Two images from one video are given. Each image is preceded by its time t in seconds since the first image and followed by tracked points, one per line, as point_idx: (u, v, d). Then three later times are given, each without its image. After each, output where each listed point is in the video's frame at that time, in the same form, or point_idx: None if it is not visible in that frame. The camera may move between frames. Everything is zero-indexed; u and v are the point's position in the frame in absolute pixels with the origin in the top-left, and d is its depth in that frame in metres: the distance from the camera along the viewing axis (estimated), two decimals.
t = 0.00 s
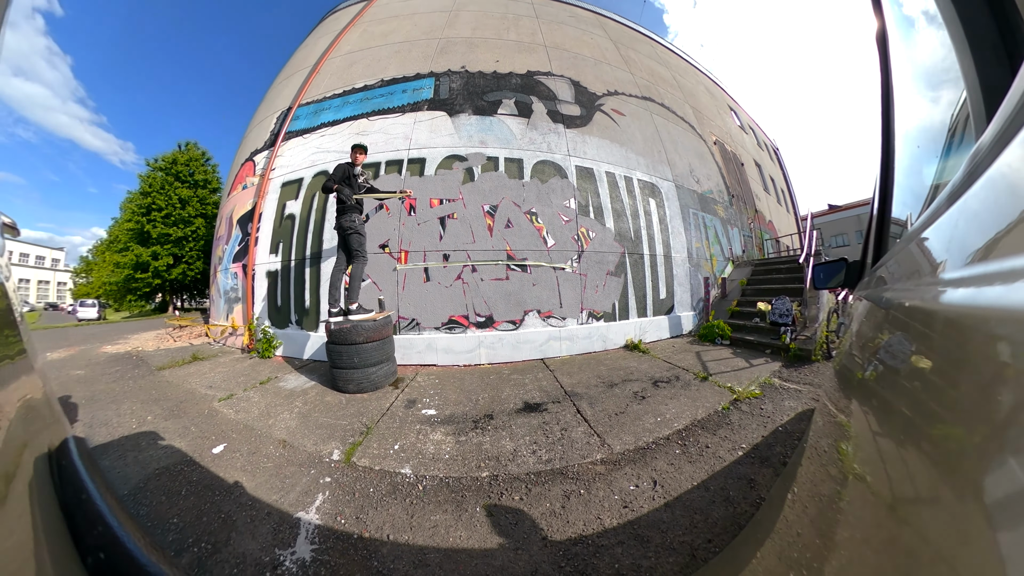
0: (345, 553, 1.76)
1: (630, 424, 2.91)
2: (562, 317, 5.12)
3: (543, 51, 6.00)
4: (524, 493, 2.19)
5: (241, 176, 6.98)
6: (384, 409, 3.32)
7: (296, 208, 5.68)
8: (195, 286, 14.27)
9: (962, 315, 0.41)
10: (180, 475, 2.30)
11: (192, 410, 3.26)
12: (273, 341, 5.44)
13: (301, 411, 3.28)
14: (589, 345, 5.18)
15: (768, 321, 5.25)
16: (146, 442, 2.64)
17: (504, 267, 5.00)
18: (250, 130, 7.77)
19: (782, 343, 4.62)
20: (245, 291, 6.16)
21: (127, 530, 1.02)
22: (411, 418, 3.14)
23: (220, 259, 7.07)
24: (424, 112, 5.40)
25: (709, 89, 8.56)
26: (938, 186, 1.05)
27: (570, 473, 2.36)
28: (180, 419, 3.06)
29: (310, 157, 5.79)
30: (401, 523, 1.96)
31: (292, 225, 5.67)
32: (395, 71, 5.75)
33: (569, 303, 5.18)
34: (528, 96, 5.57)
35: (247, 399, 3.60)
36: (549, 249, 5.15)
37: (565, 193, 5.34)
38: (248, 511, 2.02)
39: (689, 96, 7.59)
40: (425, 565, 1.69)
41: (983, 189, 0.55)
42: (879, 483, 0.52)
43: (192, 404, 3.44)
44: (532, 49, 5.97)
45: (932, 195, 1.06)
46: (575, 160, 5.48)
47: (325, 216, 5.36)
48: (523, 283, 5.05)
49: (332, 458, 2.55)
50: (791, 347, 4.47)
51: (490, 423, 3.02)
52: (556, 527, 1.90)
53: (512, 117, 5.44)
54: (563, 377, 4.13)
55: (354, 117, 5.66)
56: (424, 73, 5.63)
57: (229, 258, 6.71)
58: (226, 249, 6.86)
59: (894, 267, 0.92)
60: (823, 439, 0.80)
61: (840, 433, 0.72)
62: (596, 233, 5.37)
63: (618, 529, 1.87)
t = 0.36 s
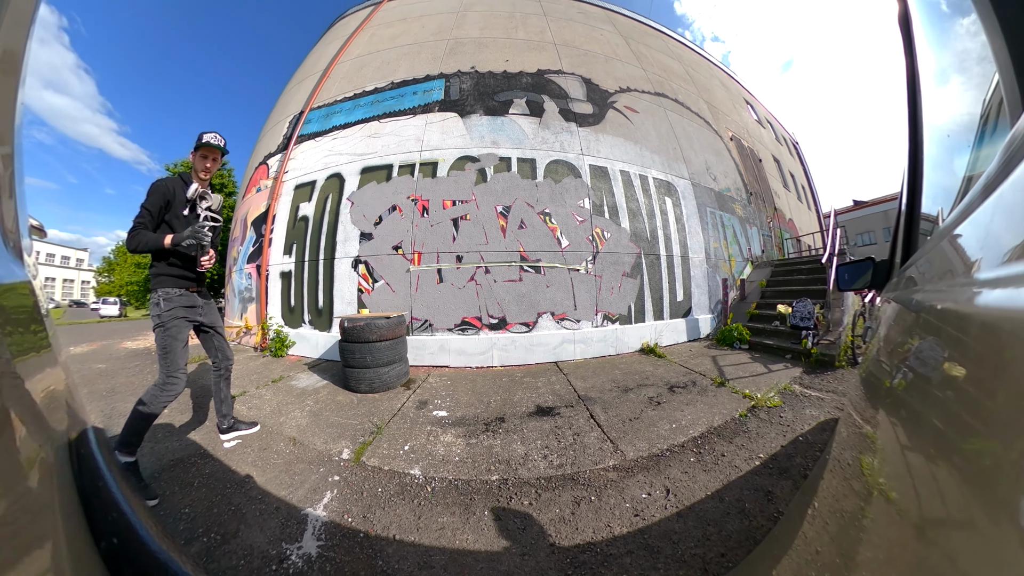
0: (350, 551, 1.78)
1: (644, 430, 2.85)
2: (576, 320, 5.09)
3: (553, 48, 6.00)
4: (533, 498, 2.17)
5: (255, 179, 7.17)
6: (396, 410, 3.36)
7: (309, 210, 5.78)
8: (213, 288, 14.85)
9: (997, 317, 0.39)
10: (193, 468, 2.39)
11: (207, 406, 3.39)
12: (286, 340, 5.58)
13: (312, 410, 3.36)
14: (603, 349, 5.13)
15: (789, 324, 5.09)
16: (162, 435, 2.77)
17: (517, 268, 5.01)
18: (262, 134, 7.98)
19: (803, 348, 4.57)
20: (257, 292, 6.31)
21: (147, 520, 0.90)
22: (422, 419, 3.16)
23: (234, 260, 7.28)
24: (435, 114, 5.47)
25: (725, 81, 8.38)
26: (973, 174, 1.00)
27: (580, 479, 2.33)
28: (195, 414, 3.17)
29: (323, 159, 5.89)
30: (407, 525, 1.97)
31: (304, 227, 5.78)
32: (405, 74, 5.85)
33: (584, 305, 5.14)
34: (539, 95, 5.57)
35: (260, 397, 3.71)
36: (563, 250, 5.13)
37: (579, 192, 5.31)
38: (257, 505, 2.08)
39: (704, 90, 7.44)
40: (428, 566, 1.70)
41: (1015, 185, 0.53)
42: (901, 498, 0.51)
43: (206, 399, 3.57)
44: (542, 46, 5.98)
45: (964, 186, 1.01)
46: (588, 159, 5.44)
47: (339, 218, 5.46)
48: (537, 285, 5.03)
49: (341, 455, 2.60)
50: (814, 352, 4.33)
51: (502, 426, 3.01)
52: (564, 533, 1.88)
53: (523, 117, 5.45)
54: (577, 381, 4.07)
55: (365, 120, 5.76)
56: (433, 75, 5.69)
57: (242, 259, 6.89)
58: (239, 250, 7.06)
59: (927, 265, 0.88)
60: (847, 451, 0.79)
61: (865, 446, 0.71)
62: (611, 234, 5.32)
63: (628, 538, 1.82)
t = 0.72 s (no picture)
0: (356, 549, 1.80)
1: (659, 437, 2.78)
2: (590, 322, 5.03)
3: (562, 46, 6.00)
4: (542, 503, 2.14)
5: (268, 182, 7.35)
6: (407, 411, 3.38)
7: (323, 212, 5.89)
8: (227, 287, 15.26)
9: None
10: (204, 462, 2.46)
11: (220, 401, 3.50)
12: (298, 339, 5.70)
13: (323, 408, 3.43)
14: (619, 352, 5.05)
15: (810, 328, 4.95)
16: (176, 429, 2.87)
17: (530, 270, 4.98)
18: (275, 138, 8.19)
19: (826, 353, 4.34)
20: (271, 292, 6.46)
21: (159, 504, 0.92)
22: (433, 420, 3.17)
23: (248, 261, 7.47)
24: (446, 115, 5.48)
25: (737, 76, 8.23)
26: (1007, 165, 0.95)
27: (592, 485, 2.29)
28: (207, 409, 3.28)
29: (336, 162, 5.98)
30: (414, 526, 1.97)
31: (317, 229, 5.90)
32: (416, 75, 5.91)
33: (599, 307, 5.08)
34: (550, 94, 5.56)
35: (270, 394, 3.79)
36: (577, 250, 5.08)
37: (594, 192, 5.26)
38: (266, 499, 2.14)
39: (717, 85, 7.36)
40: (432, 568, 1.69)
41: None
42: (929, 517, 0.52)
43: (219, 395, 3.68)
44: (552, 44, 5.99)
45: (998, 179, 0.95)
46: (602, 159, 5.40)
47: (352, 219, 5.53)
48: (551, 286, 4.99)
49: (351, 455, 2.63)
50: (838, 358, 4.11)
51: (513, 429, 2.99)
52: (572, 540, 1.86)
53: (535, 116, 5.44)
54: (591, 385, 3.99)
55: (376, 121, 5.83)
56: (443, 76, 5.74)
57: (256, 260, 7.07)
58: (254, 251, 7.25)
59: (957, 266, 0.85)
60: (872, 465, 0.79)
61: (892, 459, 0.71)
62: (626, 234, 5.26)
63: (638, 548, 1.78)
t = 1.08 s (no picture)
0: (361, 548, 1.82)
1: (673, 444, 2.71)
2: (605, 325, 4.96)
3: (572, 43, 5.98)
4: (551, 509, 2.11)
5: (281, 185, 7.54)
6: (417, 412, 3.40)
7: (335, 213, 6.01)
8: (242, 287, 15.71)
9: None
10: (215, 457, 2.55)
11: (232, 398, 3.63)
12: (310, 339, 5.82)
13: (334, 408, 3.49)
14: (633, 355, 4.96)
15: (832, 332, 4.75)
16: (190, 423, 2.97)
17: (543, 271, 4.95)
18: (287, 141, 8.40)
19: (850, 358, 4.17)
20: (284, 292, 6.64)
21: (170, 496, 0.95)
22: (443, 422, 3.18)
23: (262, 261, 7.69)
24: (457, 116, 5.52)
25: (753, 68, 7.99)
26: None
27: (603, 492, 2.25)
28: (220, 405, 3.39)
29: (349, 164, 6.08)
30: (420, 527, 1.98)
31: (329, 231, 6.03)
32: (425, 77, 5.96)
33: (614, 310, 5.01)
34: (561, 93, 5.54)
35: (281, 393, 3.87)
36: (592, 251, 5.03)
37: (607, 191, 5.21)
38: (275, 495, 2.19)
39: (732, 79, 7.19)
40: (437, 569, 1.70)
41: None
42: (960, 538, 0.51)
43: (232, 392, 3.80)
44: (562, 42, 5.98)
45: None
46: (615, 157, 5.35)
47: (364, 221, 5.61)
48: (564, 288, 4.95)
49: (361, 455, 2.67)
50: (862, 364, 3.96)
51: (524, 433, 2.97)
52: (580, 547, 1.83)
53: (547, 115, 5.42)
54: (604, 390, 3.92)
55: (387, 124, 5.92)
56: (453, 77, 5.78)
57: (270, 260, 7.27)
58: (267, 252, 7.45)
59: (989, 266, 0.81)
60: (897, 480, 0.77)
61: (920, 473, 0.70)
62: (641, 234, 5.18)
63: (648, 558, 1.73)
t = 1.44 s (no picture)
0: (367, 547, 1.84)
1: (687, 450, 2.65)
2: (619, 328, 4.89)
3: (582, 41, 5.95)
4: (559, 514, 2.09)
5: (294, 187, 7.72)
6: (428, 413, 3.43)
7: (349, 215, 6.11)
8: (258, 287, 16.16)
9: None
10: (227, 452, 2.63)
11: (245, 395, 3.74)
12: (323, 339, 5.95)
13: (346, 408, 3.55)
14: (648, 359, 4.87)
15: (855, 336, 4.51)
16: (205, 419, 3.09)
17: (557, 272, 4.91)
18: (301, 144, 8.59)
19: (874, 364, 4.02)
20: (297, 292, 6.80)
21: (183, 491, 0.97)
22: (454, 424, 3.19)
23: (276, 262, 7.89)
24: (469, 117, 5.55)
25: (770, 61, 7.79)
26: None
27: (613, 498, 2.20)
28: (233, 402, 3.51)
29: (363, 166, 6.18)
30: (427, 527, 1.99)
31: (342, 232, 6.14)
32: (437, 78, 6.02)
33: (629, 312, 4.94)
34: (573, 91, 5.50)
35: (293, 392, 3.97)
36: (606, 252, 4.96)
37: (622, 190, 5.14)
38: (284, 492, 2.24)
39: (747, 72, 7.02)
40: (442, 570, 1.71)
41: None
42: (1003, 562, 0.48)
43: (245, 390, 3.91)
44: (573, 40, 5.96)
45: None
46: (629, 155, 5.28)
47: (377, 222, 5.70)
48: (578, 290, 4.91)
49: (371, 455, 2.71)
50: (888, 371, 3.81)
51: (533, 435, 2.96)
52: (587, 554, 1.81)
53: (559, 114, 5.40)
54: (617, 394, 3.84)
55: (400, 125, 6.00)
56: (464, 78, 5.83)
57: (283, 261, 7.46)
58: (280, 253, 7.64)
59: None
60: (925, 495, 0.74)
61: (950, 489, 0.67)
62: (657, 234, 5.08)
63: (658, 568, 1.69)
